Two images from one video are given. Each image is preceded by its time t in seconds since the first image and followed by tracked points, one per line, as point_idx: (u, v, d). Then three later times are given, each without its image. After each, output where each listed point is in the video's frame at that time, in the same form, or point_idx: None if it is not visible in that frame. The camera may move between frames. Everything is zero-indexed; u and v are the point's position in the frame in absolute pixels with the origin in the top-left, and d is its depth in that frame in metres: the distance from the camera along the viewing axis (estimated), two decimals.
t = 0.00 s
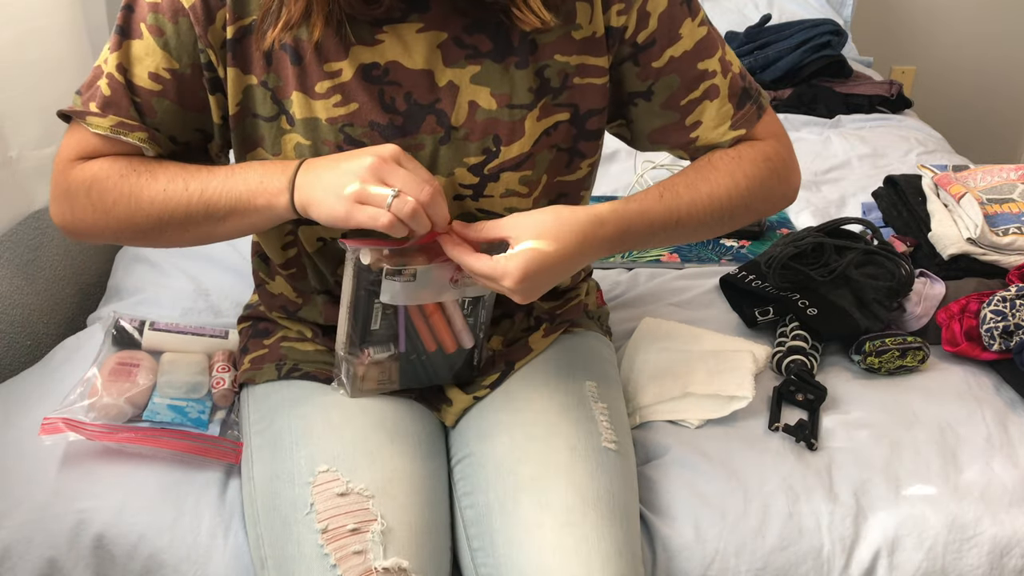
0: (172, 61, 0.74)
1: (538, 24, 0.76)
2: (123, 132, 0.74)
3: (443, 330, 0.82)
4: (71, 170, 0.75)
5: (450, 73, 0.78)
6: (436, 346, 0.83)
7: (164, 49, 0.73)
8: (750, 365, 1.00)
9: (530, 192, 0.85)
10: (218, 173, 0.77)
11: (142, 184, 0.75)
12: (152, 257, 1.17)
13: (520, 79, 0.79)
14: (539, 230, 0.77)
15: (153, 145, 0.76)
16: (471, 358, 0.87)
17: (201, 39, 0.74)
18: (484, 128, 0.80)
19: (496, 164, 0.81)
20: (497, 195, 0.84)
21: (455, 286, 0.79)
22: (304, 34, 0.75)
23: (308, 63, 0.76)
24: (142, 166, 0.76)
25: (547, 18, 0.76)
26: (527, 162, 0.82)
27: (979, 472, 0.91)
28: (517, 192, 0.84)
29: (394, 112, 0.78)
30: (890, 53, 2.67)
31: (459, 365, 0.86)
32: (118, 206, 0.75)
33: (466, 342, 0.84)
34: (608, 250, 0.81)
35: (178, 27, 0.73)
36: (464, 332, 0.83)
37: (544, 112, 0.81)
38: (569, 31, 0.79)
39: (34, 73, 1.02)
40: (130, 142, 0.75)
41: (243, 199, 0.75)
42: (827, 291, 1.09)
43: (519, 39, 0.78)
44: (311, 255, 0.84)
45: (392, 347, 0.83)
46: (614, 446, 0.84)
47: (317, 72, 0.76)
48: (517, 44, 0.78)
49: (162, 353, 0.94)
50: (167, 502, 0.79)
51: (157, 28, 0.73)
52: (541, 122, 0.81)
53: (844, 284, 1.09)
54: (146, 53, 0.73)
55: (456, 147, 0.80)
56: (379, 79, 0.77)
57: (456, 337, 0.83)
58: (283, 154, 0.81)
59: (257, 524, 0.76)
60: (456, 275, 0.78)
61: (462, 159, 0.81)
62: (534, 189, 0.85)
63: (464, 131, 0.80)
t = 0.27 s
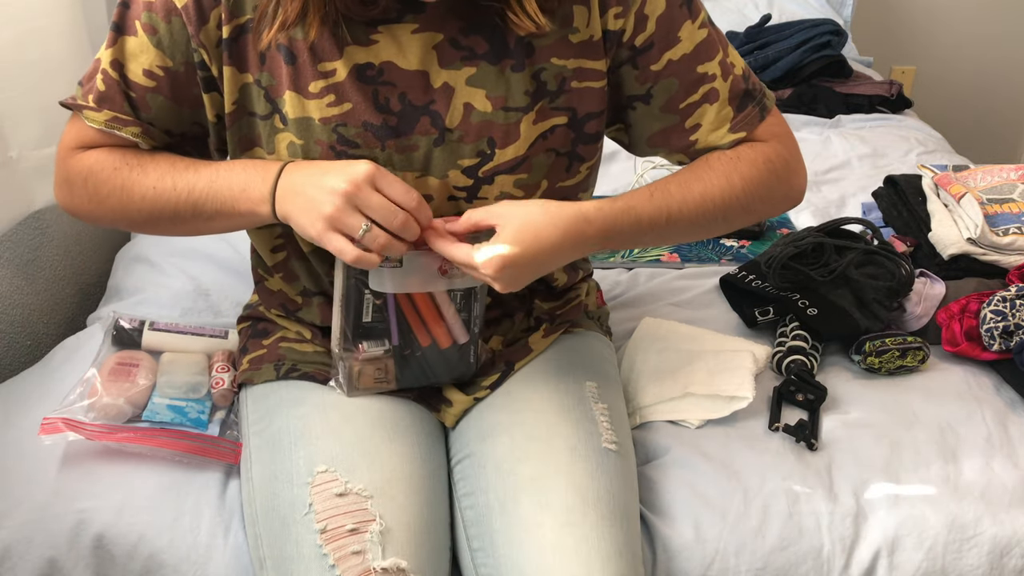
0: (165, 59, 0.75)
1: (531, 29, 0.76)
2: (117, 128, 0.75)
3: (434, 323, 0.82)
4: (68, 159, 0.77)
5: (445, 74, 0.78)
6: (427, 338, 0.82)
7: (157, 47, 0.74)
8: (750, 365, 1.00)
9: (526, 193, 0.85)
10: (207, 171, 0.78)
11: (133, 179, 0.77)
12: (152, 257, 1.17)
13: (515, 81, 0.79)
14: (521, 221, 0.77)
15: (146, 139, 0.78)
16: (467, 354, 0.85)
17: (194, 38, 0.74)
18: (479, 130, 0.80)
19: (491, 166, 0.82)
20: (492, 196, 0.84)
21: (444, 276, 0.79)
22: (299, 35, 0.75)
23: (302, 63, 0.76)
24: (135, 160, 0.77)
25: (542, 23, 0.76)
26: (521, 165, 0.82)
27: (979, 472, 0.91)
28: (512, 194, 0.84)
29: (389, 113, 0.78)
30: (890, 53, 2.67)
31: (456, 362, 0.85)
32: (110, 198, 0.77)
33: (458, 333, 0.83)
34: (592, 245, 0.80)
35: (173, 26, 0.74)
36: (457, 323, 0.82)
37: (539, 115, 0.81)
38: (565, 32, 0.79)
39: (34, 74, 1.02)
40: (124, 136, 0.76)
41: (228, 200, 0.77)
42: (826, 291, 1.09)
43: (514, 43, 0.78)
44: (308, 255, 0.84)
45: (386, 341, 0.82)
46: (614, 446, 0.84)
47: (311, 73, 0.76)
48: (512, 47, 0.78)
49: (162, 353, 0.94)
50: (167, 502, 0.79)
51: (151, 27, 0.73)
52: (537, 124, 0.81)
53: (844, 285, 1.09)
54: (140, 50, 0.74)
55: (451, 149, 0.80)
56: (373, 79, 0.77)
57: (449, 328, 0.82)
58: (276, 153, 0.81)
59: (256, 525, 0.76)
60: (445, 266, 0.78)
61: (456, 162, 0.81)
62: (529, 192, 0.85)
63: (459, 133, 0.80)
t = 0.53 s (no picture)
0: (165, 61, 0.75)
1: (532, 29, 0.76)
2: (117, 129, 0.75)
3: (434, 330, 0.82)
4: (69, 161, 0.78)
5: (445, 74, 0.78)
6: (428, 344, 0.82)
7: (157, 49, 0.74)
8: (750, 365, 1.00)
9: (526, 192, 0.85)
10: (205, 173, 0.78)
11: (131, 181, 0.77)
12: (152, 257, 1.17)
13: (514, 80, 0.79)
14: (518, 205, 0.76)
15: (146, 142, 0.78)
16: (467, 357, 0.85)
17: (194, 40, 0.74)
18: (480, 128, 0.80)
19: (492, 164, 0.82)
20: (492, 194, 0.84)
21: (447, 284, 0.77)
22: (298, 35, 0.75)
23: (302, 63, 0.76)
24: (134, 162, 0.77)
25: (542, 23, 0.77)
26: (522, 163, 0.82)
27: (979, 472, 0.91)
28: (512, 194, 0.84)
29: (388, 112, 0.78)
30: (890, 53, 2.67)
31: (455, 364, 0.86)
32: (109, 200, 0.78)
33: (458, 339, 0.83)
34: (593, 229, 0.78)
35: (172, 28, 0.74)
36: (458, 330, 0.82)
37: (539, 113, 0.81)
38: (565, 32, 0.79)
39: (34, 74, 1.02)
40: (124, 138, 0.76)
41: (226, 201, 0.77)
42: (826, 291, 1.09)
43: (514, 41, 0.78)
44: (307, 254, 0.84)
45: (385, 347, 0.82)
46: (613, 446, 0.84)
47: (311, 72, 0.76)
48: (512, 45, 0.78)
49: (161, 353, 0.94)
50: (167, 502, 0.80)
51: (150, 28, 0.74)
52: (537, 122, 0.81)
53: (844, 284, 1.09)
54: (140, 52, 0.74)
55: (451, 148, 0.80)
56: (373, 79, 0.77)
57: (449, 336, 0.82)
58: (277, 153, 0.81)
59: (256, 525, 0.76)
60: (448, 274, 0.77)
61: (457, 160, 0.81)
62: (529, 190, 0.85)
63: (459, 132, 0.80)
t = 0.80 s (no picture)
0: (166, 64, 0.75)
1: (533, 31, 0.76)
2: (120, 134, 0.75)
3: (437, 334, 0.82)
4: (69, 164, 0.77)
5: (445, 76, 0.78)
6: (430, 348, 0.82)
7: (157, 52, 0.74)
8: (751, 365, 1.00)
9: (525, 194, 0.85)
10: (208, 189, 0.78)
11: (132, 189, 0.77)
12: (152, 257, 1.17)
13: (513, 83, 0.79)
14: (514, 195, 0.76)
15: (147, 146, 0.77)
16: (469, 361, 0.86)
17: (194, 43, 0.74)
18: (479, 131, 0.79)
19: (492, 166, 0.82)
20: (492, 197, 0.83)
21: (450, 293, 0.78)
22: (298, 37, 0.75)
23: (302, 64, 0.76)
24: (137, 170, 0.77)
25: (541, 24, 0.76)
26: (521, 165, 0.82)
27: (979, 472, 0.91)
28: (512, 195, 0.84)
29: (388, 113, 0.78)
30: (890, 53, 2.67)
31: (457, 367, 0.86)
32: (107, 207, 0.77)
33: (461, 343, 0.83)
34: (588, 221, 0.77)
35: (172, 32, 0.74)
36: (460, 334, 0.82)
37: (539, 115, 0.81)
38: (564, 34, 0.80)
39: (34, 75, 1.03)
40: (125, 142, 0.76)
41: (227, 217, 0.77)
42: (826, 291, 1.09)
43: (514, 43, 0.78)
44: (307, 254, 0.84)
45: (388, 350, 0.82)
46: (614, 446, 0.84)
47: (311, 75, 0.76)
48: (511, 48, 0.78)
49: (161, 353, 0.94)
50: (167, 502, 0.80)
51: (151, 32, 0.74)
52: (536, 124, 0.81)
53: (844, 285, 1.09)
54: (141, 56, 0.74)
55: (450, 150, 0.80)
56: (373, 80, 0.77)
57: (451, 342, 0.82)
58: (278, 155, 0.80)
59: (256, 525, 0.76)
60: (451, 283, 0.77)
61: (456, 162, 0.81)
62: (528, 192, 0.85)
63: (458, 134, 0.80)
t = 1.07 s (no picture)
0: (160, 52, 0.74)
1: (531, 34, 0.76)
2: (98, 117, 0.73)
3: (437, 333, 0.81)
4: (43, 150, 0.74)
5: (444, 78, 0.78)
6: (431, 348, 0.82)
7: (154, 39, 0.74)
8: (751, 365, 1.00)
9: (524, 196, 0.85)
10: (191, 169, 0.76)
11: (111, 172, 0.74)
12: (153, 257, 1.17)
13: (513, 85, 0.79)
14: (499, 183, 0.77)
15: (128, 134, 0.75)
16: (468, 360, 0.86)
17: (192, 33, 0.74)
18: (477, 133, 0.80)
19: (490, 169, 0.82)
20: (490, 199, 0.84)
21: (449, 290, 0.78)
22: (298, 35, 0.75)
23: (302, 63, 0.76)
24: (115, 153, 0.75)
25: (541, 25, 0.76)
26: (520, 168, 0.83)
27: (979, 472, 0.91)
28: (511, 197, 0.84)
29: (387, 114, 0.78)
30: (890, 53, 2.67)
31: (457, 366, 0.86)
32: (86, 192, 0.75)
33: (461, 342, 0.82)
34: (557, 202, 0.78)
35: (170, 20, 0.73)
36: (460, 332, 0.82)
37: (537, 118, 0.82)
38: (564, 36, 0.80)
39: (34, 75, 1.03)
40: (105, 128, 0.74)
41: (211, 198, 0.75)
42: (826, 291, 1.09)
43: (513, 45, 0.78)
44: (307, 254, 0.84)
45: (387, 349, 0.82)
46: (613, 446, 0.84)
47: (310, 72, 0.76)
48: (510, 51, 0.78)
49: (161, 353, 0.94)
50: (167, 502, 0.79)
51: (148, 19, 0.73)
52: (534, 129, 0.82)
53: (844, 284, 1.09)
54: (137, 42, 0.73)
55: (449, 151, 0.81)
56: (372, 81, 0.77)
57: (450, 341, 0.82)
58: (276, 153, 0.80)
59: (255, 525, 0.76)
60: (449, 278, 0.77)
61: (454, 164, 0.81)
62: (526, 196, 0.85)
63: (456, 136, 0.80)
